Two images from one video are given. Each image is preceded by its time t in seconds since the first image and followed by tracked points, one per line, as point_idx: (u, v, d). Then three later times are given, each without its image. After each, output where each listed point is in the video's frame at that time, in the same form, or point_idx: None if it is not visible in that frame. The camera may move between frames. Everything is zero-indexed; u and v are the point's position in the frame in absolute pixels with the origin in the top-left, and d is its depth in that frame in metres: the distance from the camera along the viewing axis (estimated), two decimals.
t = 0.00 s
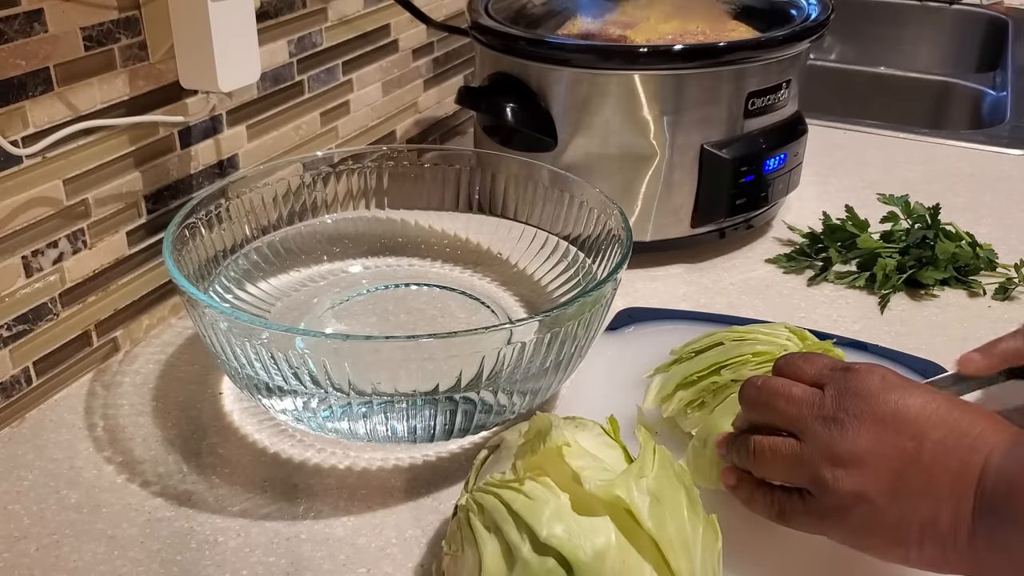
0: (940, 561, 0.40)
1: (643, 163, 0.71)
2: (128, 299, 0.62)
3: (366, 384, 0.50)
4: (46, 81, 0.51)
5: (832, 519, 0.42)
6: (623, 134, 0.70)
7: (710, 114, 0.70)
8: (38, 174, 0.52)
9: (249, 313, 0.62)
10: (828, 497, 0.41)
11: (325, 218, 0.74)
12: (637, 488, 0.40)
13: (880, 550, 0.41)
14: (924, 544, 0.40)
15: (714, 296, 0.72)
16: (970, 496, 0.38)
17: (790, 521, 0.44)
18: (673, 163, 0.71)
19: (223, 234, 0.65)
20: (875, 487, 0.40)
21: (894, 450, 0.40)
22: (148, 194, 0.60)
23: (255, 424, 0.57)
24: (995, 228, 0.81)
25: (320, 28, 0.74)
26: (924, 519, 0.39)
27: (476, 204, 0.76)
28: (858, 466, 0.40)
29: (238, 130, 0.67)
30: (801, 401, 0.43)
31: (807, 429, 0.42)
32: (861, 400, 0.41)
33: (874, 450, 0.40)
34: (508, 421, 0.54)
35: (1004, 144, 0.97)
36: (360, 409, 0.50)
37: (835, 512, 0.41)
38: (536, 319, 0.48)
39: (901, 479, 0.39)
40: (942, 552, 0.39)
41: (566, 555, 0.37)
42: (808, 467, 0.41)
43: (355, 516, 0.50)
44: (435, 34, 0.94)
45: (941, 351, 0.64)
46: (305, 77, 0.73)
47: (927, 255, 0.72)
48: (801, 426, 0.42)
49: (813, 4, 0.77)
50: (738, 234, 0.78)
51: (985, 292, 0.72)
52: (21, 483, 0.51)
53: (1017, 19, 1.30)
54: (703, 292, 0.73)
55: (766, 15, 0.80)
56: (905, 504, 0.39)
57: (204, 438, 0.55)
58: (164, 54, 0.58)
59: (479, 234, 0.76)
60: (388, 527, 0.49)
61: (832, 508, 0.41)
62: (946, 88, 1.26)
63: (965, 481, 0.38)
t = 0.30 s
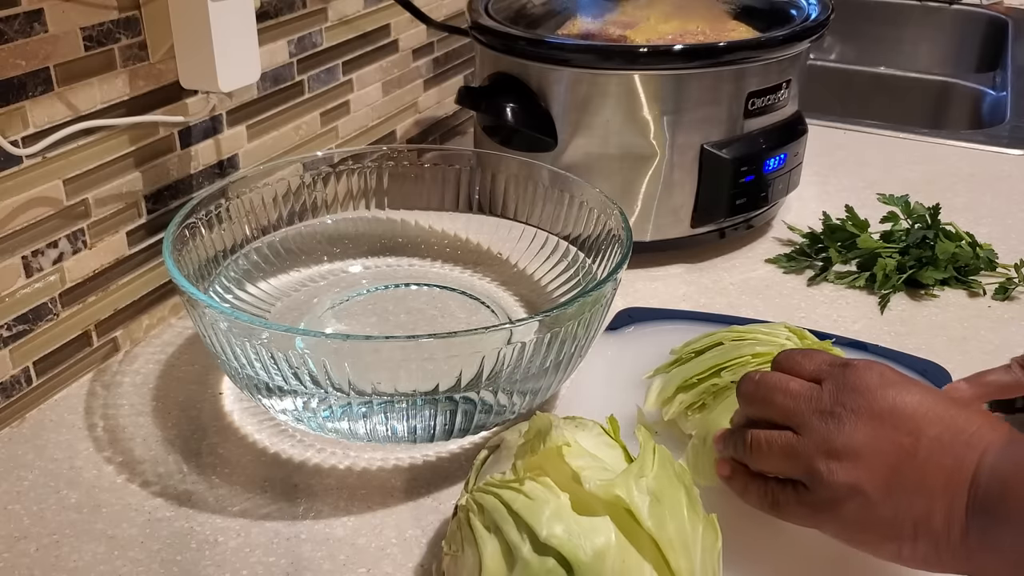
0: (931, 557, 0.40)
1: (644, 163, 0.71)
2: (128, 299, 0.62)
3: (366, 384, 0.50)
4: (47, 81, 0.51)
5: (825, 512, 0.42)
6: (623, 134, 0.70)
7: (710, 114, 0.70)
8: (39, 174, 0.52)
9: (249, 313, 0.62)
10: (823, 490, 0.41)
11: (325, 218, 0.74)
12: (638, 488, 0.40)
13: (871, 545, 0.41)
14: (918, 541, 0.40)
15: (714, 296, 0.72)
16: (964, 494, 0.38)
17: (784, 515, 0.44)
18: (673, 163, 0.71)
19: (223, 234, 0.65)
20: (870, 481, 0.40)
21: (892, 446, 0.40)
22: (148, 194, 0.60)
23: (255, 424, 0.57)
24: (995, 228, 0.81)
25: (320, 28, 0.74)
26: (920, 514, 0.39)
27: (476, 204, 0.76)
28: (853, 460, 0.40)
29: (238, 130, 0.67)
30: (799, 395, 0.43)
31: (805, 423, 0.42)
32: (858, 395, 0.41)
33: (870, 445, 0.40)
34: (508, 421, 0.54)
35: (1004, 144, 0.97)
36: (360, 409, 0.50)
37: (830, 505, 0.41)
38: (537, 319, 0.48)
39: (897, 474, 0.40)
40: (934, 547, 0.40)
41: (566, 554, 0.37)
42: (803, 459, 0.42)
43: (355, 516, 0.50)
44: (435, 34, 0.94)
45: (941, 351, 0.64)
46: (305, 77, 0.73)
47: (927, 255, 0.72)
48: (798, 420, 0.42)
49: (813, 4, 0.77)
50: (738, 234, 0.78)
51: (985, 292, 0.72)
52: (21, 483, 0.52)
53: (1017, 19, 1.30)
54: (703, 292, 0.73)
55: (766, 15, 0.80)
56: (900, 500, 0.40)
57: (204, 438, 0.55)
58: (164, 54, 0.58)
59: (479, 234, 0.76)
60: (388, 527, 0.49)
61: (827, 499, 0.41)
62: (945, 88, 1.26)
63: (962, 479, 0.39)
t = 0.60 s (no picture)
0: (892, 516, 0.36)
1: (644, 163, 0.71)
2: (128, 299, 0.62)
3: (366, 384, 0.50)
4: (47, 81, 0.51)
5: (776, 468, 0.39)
6: (623, 134, 0.70)
7: (710, 114, 0.70)
8: (38, 174, 0.52)
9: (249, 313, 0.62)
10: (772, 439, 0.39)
11: (325, 218, 0.74)
12: (638, 487, 0.40)
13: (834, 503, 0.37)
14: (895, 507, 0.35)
15: (714, 296, 0.72)
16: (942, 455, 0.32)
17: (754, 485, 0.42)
18: (673, 163, 0.71)
19: (223, 234, 0.65)
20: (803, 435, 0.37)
21: (864, 395, 0.35)
22: (148, 194, 0.60)
23: (255, 424, 0.57)
24: (995, 228, 0.81)
25: (320, 28, 0.74)
26: (910, 480, 0.33)
27: (476, 204, 0.76)
28: (821, 405, 0.36)
29: (238, 130, 0.67)
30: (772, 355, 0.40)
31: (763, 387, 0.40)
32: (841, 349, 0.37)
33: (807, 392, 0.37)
34: (508, 421, 0.54)
35: (1004, 144, 0.97)
36: (360, 409, 0.50)
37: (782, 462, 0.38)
38: (536, 319, 0.48)
39: (868, 423, 0.34)
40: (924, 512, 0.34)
41: (566, 555, 0.37)
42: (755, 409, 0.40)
43: (355, 516, 0.50)
44: (435, 34, 0.94)
45: (942, 351, 0.64)
46: (305, 77, 0.73)
47: (927, 255, 0.72)
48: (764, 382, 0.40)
49: (812, 4, 0.77)
50: (738, 234, 0.78)
51: (985, 292, 0.72)
52: (21, 483, 0.51)
53: (1017, 19, 1.30)
54: (703, 292, 0.73)
55: (766, 15, 0.81)
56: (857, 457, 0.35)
57: (204, 438, 0.55)
58: (164, 54, 0.58)
59: (479, 234, 0.76)
60: (388, 527, 0.49)
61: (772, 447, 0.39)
62: (945, 88, 1.26)
63: (935, 444, 0.33)
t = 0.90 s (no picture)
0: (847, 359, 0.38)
1: (644, 164, 0.71)
2: (128, 299, 0.62)
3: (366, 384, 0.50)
4: (47, 81, 0.51)
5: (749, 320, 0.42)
6: (623, 134, 0.70)
7: (710, 114, 0.70)
8: (38, 174, 0.52)
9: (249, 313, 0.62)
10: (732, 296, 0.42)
11: (325, 218, 0.74)
12: (638, 487, 0.40)
13: (781, 332, 0.38)
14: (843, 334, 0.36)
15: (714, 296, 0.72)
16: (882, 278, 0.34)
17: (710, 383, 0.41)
18: (673, 163, 0.71)
19: (223, 234, 0.65)
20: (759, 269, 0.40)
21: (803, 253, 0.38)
22: (148, 194, 0.60)
23: (255, 424, 0.57)
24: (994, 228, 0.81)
25: (320, 28, 0.74)
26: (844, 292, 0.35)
27: (476, 204, 0.76)
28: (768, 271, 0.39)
29: (238, 129, 0.67)
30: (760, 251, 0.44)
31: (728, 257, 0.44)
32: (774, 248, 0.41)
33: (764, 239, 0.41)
34: (508, 421, 0.54)
35: (1004, 144, 0.97)
36: (360, 409, 0.50)
37: (741, 291, 0.39)
38: (536, 319, 0.48)
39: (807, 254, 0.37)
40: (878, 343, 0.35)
41: (566, 555, 0.37)
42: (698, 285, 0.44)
43: (355, 516, 0.50)
44: (435, 34, 0.94)
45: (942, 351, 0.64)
46: (305, 77, 0.73)
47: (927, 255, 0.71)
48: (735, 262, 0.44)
49: (812, 4, 0.77)
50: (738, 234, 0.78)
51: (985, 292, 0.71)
52: (21, 483, 0.52)
53: (1017, 19, 1.30)
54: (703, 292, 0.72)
55: (766, 15, 0.80)
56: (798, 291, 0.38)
57: (204, 438, 0.55)
58: (164, 54, 0.58)
59: (479, 234, 0.76)
60: (388, 527, 0.49)
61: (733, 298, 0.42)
62: (945, 88, 1.26)
63: (858, 254, 0.35)
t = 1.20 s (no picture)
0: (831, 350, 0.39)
1: (644, 164, 0.71)
2: (127, 299, 0.62)
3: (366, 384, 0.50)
4: (47, 81, 0.51)
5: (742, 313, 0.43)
6: (623, 134, 0.70)
7: (710, 114, 0.70)
8: (38, 174, 0.52)
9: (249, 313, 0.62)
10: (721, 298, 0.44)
11: (325, 218, 0.74)
12: (638, 487, 0.40)
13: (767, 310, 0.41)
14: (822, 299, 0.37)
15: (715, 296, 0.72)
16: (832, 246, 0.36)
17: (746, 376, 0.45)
18: (673, 163, 0.71)
19: (223, 234, 0.65)
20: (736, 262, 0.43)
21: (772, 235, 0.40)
22: (148, 194, 0.60)
23: (255, 424, 0.57)
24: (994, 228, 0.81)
25: (320, 28, 0.74)
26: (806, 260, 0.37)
27: (476, 204, 0.76)
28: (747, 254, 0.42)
29: (238, 129, 0.67)
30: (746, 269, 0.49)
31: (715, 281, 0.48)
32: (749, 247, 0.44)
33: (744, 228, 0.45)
34: (508, 421, 0.54)
35: (1004, 144, 0.97)
36: (360, 409, 0.50)
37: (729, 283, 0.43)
38: (536, 319, 0.48)
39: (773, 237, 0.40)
40: (849, 313, 0.35)
41: (566, 555, 0.37)
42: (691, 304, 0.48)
43: (355, 516, 0.50)
44: (435, 34, 0.94)
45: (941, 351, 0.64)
46: (305, 77, 0.73)
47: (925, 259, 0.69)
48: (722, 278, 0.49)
49: (813, 4, 0.77)
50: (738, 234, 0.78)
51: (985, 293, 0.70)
52: (21, 483, 0.51)
53: (1017, 19, 1.30)
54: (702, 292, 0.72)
55: (766, 15, 0.80)
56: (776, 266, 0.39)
57: (204, 438, 0.55)
58: (164, 54, 0.58)
59: (479, 234, 0.76)
60: (388, 527, 0.49)
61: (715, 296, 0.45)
62: (945, 88, 1.26)
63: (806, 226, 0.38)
